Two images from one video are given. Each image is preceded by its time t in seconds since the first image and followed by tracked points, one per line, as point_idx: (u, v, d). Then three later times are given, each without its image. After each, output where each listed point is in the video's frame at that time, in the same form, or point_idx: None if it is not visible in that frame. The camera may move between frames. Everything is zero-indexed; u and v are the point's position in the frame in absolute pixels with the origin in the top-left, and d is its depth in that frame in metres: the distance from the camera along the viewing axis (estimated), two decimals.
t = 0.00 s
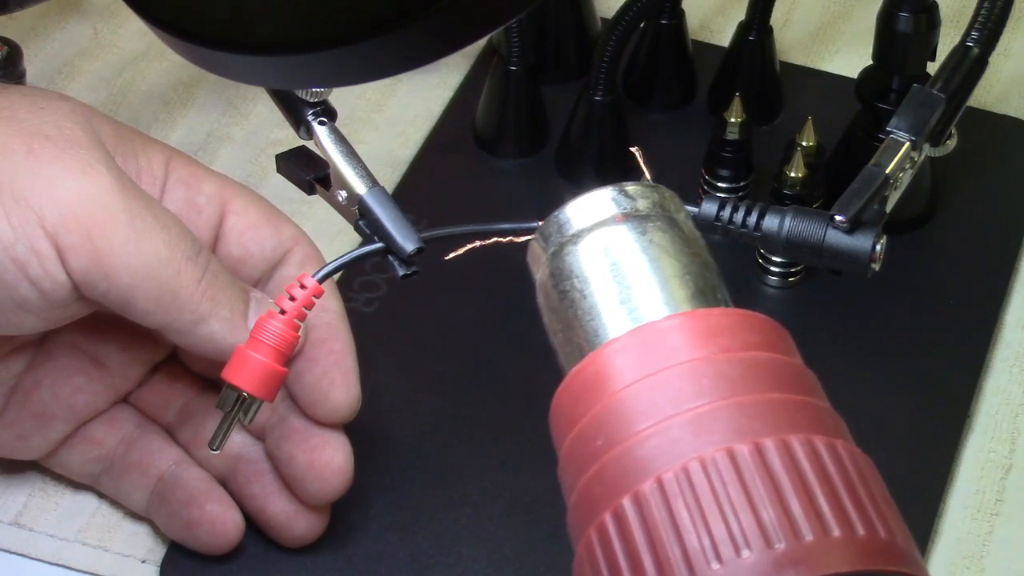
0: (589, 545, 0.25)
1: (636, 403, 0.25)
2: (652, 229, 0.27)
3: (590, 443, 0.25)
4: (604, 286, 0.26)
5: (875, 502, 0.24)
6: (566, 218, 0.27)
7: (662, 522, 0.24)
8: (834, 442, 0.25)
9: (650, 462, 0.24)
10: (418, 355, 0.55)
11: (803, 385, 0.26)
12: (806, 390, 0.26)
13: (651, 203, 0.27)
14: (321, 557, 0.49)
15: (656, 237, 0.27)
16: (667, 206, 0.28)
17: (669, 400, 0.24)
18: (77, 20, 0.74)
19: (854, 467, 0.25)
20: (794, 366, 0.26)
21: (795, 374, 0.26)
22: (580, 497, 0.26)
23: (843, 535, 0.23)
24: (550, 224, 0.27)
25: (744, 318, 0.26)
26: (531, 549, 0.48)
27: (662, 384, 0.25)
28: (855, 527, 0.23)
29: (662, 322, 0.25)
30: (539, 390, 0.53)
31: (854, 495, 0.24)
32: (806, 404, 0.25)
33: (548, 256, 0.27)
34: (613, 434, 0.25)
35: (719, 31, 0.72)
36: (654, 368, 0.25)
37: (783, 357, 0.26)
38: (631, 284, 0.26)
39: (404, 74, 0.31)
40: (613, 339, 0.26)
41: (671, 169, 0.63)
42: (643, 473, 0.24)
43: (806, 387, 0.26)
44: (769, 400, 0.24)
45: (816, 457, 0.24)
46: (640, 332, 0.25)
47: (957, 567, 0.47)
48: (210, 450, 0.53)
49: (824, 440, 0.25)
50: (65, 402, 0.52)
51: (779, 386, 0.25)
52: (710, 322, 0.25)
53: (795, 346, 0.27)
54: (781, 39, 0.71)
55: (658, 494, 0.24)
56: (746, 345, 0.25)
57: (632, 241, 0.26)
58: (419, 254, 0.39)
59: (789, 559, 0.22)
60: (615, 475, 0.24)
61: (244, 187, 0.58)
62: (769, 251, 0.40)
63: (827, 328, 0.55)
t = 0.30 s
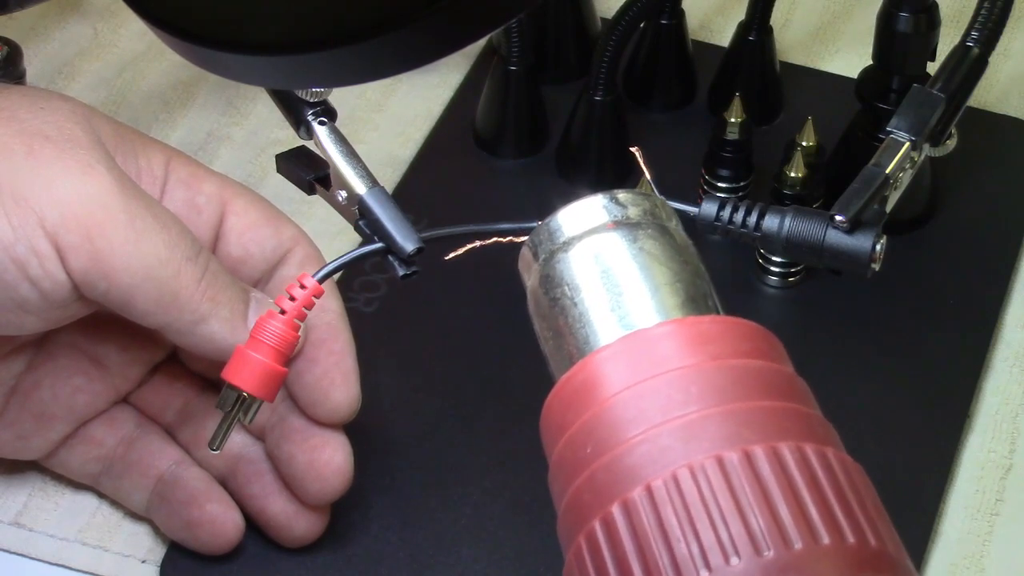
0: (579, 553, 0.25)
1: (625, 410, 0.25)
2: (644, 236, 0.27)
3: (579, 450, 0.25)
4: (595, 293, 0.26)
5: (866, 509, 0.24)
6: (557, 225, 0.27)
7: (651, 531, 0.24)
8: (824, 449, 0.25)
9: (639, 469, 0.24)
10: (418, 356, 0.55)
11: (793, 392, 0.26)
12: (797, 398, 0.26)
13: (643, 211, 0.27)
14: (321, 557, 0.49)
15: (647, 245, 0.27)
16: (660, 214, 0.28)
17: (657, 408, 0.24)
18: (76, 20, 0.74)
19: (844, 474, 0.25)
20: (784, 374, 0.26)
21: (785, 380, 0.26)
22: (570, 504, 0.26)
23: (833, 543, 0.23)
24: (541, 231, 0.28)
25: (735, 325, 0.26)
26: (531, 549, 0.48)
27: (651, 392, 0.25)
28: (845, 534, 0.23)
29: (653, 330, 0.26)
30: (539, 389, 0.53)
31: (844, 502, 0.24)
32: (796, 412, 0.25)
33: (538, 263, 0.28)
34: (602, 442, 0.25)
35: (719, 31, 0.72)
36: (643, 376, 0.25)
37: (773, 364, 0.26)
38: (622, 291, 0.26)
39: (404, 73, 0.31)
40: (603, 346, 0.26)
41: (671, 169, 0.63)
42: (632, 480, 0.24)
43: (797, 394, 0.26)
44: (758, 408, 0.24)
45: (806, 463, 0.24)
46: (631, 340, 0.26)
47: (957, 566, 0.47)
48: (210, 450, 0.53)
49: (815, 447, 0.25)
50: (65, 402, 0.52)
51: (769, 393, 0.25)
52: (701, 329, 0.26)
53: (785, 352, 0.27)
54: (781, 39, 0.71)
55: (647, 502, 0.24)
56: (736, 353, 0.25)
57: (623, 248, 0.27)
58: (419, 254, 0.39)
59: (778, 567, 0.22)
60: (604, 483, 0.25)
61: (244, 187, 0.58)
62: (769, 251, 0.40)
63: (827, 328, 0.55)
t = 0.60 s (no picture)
0: (580, 529, 0.25)
1: (624, 384, 0.25)
2: (640, 212, 0.27)
3: (580, 425, 0.26)
4: (593, 269, 0.27)
5: (866, 481, 0.24)
6: (554, 203, 0.28)
7: (651, 503, 0.24)
8: (823, 422, 0.25)
9: (638, 443, 0.24)
10: (418, 356, 0.55)
11: (791, 366, 0.26)
12: (795, 372, 0.26)
13: (639, 187, 0.28)
14: (321, 557, 0.49)
15: (643, 220, 0.27)
16: (657, 191, 0.28)
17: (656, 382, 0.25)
18: (76, 20, 0.74)
19: (844, 447, 0.25)
20: (782, 348, 0.26)
21: (783, 355, 0.26)
22: (571, 480, 0.26)
23: (833, 512, 0.23)
24: (538, 210, 0.28)
25: (732, 299, 0.26)
26: (531, 549, 0.48)
27: (650, 365, 0.25)
28: (845, 504, 0.23)
29: (652, 305, 0.26)
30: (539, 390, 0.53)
31: (843, 473, 0.24)
32: (795, 384, 0.25)
33: (536, 242, 0.28)
34: (602, 416, 0.25)
35: (719, 31, 0.72)
36: (642, 349, 0.25)
37: (771, 339, 0.26)
38: (619, 266, 0.27)
39: (404, 73, 0.31)
40: (602, 322, 0.26)
41: (671, 168, 0.63)
42: (632, 453, 0.24)
43: (795, 367, 0.26)
44: (757, 380, 0.25)
45: (805, 435, 0.24)
46: (629, 314, 0.26)
47: (958, 567, 0.47)
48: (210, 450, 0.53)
49: (813, 419, 0.25)
50: (66, 402, 0.52)
51: (767, 366, 0.25)
52: (698, 303, 0.26)
53: (784, 329, 0.27)
54: (781, 39, 0.71)
55: (647, 475, 0.24)
56: (734, 327, 0.26)
57: (620, 223, 0.27)
58: (419, 254, 0.39)
59: (778, 536, 0.22)
60: (605, 458, 0.25)
61: (244, 188, 0.58)
62: (769, 251, 0.40)
63: (827, 328, 0.55)
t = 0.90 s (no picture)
0: (562, 553, 0.25)
1: (608, 412, 0.25)
2: (624, 239, 0.27)
3: (562, 452, 0.26)
4: (576, 297, 0.27)
5: (847, 508, 0.24)
6: (539, 229, 0.27)
7: (633, 530, 0.24)
8: (806, 449, 0.25)
9: (621, 471, 0.24)
10: (418, 356, 0.55)
11: (774, 392, 0.26)
12: (778, 398, 0.26)
13: (624, 214, 0.28)
14: (321, 557, 0.49)
15: (627, 248, 0.27)
16: (640, 218, 0.28)
17: (640, 410, 0.25)
18: (76, 20, 0.74)
19: (826, 474, 0.25)
20: (765, 375, 0.26)
21: (766, 381, 0.26)
22: (553, 505, 0.26)
23: (813, 541, 0.23)
24: (522, 236, 0.28)
25: (716, 326, 0.26)
26: (531, 548, 0.48)
27: (633, 394, 0.25)
28: (825, 532, 0.23)
29: (636, 332, 0.26)
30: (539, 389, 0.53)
31: (825, 502, 0.24)
32: (777, 411, 0.25)
33: (520, 268, 0.28)
34: (585, 443, 0.25)
35: (719, 31, 0.72)
36: (626, 377, 0.25)
37: (754, 365, 0.26)
38: (604, 294, 0.27)
39: (404, 73, 0.31)
40: (587, 348, 0.26)
41: (670, 169, 0.63)
42: (615, 481, 0.24)
43: (777, 393, 0.26)
44: (739, 408, 0.25)
45: (787, 463, 0.24)
46: (613, 342, 0.26)
47: (959, 567, 0.47)
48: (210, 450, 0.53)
49: (796, 447, 0.25)
50: (66, 402, 0.52)
51: (750, 394, 0.25)
52: (682, 331, 0.26)
53: (768, 354, 0.27)
54: (781, 39, 0.71)
55: (630, 503, 0.24)
56: (717, 355, 0.26)
57: (604, 251, 0.27)
58: (419, 254, 0.39)
59: (759, 565, 0.23)
60: (587, 485, 0.25)
61: (244, 187, 0.58)
62: (769, 251, 0.40)
63: (827, 328, 0.55)
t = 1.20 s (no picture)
0: (573, 536, 0.25)
1: (617, 392, 0.25)
2: (633, 221, 0.27)
3: (572, 434, 0.26)
4: (585, 278, 0.27)
5: (860, 488, 0.24)
6: (547, 211, 0.27)
7: (644, 511, 0.24)
8: (817, 430, 0.25)
9: (631, 451, 0.24)
10: (417, 356, 0.55)
11: (784, 373, 0.26)
12: (789, 379, 0.26)
13: (632, 195, 0.28)
14: (321, 557, 0.49)
15: (636, 229, 0.27)
16: (649, 199, 0.28)
17: (649, 390, 0.25)
18: (76, 20, 0.74)
19: (838, 455, 0.25)
20: (775, 355, 0.26)
21: (777, 362, 0.26)
22: (564, 488, 0.26)
23: (826, 520, 0.23)
24: (531, 219, 0.28)
25: (725, 307, 0.26)
26: (532, 548, 0.48)
27: (643, 374, 0.25)
28: (838, 511, 0.23)
29: (645, 312, 0.26)
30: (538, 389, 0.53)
31: (837, 480, 0.24)
32: (787, 392, 0.25)
33: (529, 250, 0.28)
34: (595, 424, 0.25)
35: (719, 31, 0.72)
36: (636, 358, 0.25)
37: (764, 346, 0.26)
38: (613, 275, 0.27)
39: (404, 73, 0.31)
40: (595, 330, 0.26)
41: (670, 168, 0.63)
42: (625, 462, 0.24)
43: (788, 374, 0.26)
44: (749, 388, 0.25)
45: (798, 443, 0.24)
46: (623, 322, 0.26)
47: (959, 567, 0.47)
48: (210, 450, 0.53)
49: (807, 427, 0.25)
50: (66, 402, 0.52)
51: (760, 374, 0.25)
52: (691, 311, 0.26)
53: (778, 336, 0.27)
54: (781, 39, 0.71)
55: (640, 483, 0.24)
56: (727, 334, 0.25)
57: (613, 232, 0.27)
58: (419, 254, 0.39)
59: (771, 544, 0.22)
60: (597, 466, 0.25)
61: (244, 188, 0.58)
62: (769, 252, 0.40)
63: (827, 328, 0.55)
